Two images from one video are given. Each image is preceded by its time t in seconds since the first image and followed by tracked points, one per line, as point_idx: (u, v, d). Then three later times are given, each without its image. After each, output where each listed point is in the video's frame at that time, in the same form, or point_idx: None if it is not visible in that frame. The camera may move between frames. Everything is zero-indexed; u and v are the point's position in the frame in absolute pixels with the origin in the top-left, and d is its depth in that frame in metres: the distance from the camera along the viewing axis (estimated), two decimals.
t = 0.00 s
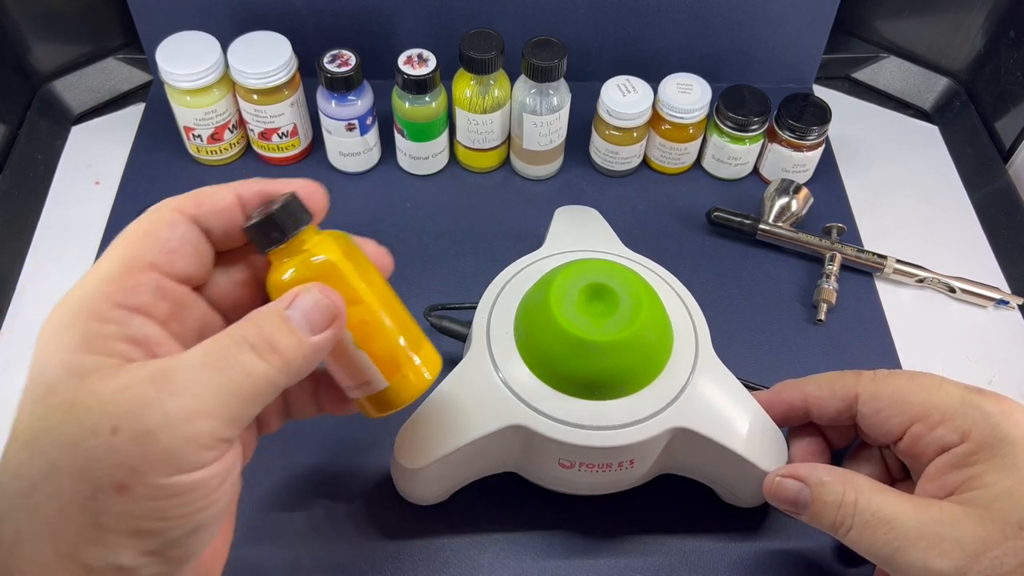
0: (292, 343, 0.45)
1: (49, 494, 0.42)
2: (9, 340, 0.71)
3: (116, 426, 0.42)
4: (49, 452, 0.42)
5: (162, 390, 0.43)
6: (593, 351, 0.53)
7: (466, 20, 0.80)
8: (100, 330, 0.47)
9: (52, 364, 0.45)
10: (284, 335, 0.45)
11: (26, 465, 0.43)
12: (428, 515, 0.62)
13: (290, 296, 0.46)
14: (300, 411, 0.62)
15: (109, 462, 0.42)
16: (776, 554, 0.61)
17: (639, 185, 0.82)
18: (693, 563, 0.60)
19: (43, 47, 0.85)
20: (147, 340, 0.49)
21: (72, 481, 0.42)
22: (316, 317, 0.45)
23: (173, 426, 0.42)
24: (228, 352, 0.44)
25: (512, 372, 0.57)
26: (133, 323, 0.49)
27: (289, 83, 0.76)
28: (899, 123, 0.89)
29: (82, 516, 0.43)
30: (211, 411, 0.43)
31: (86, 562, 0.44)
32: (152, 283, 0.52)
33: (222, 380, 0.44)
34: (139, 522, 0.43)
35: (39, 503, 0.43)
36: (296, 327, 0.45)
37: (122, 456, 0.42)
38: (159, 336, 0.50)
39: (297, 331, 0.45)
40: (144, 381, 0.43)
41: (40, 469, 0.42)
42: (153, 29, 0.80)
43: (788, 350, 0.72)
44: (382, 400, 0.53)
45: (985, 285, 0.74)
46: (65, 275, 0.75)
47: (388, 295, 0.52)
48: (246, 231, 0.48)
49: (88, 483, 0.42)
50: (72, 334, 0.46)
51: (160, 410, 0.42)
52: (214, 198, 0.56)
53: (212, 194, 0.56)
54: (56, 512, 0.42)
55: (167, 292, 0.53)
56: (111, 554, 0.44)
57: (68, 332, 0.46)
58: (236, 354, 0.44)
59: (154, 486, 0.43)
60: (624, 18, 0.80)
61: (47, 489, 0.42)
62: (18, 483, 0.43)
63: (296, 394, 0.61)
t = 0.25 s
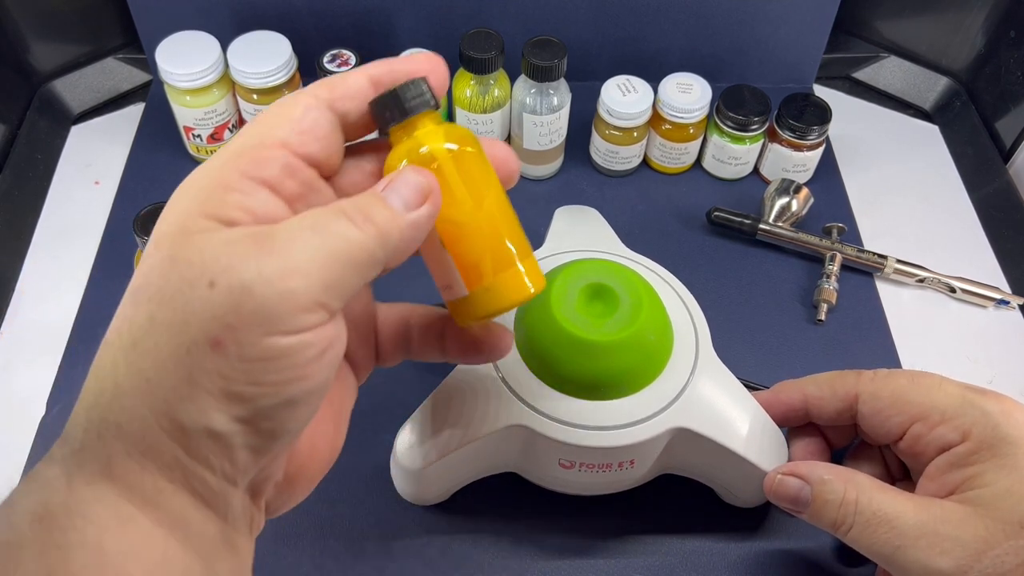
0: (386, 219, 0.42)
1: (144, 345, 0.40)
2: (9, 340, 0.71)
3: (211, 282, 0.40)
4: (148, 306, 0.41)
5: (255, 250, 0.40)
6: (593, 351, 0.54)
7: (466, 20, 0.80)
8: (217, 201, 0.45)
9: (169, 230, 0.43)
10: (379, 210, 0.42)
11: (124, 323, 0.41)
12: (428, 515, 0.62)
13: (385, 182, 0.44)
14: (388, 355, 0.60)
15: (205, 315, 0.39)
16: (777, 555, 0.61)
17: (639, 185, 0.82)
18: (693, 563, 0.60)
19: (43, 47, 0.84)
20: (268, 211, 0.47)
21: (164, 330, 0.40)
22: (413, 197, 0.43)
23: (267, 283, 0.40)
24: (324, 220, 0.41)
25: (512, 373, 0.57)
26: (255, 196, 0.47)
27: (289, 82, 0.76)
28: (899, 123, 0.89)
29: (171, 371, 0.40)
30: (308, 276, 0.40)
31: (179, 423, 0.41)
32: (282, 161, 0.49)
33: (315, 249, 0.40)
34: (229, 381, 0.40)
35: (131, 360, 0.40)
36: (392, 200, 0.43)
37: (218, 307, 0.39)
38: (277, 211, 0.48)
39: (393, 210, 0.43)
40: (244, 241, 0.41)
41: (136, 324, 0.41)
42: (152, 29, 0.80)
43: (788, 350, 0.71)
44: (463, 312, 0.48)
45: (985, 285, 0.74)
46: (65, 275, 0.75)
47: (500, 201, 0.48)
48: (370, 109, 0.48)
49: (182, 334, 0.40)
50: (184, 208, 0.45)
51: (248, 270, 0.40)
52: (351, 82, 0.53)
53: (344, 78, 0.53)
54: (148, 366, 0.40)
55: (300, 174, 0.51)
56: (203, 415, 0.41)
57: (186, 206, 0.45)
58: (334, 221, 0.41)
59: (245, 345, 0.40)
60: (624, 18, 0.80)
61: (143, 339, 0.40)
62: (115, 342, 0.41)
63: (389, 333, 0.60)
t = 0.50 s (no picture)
0: (447, 200, 0.43)
1: (216, 309, 0.42)
2: (7, 340, 0.70)
3: (281, 249, 0.41)
4: (222, 270, 0.43)
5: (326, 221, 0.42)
6: (593, 351, 0.54)
7: (466, 19, 0.79)
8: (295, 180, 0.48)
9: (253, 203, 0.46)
10: (441, 188, 0.43)
11: (200, 284, 0.43)
12: (428, 517, 0.61)
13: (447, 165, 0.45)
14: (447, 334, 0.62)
15: (274, 277, 0.41)
16: (778, 556, 0.60)
17: (640, 184, 0.82)
18: (694, 564, 0.60)
19: (42, 47, 0.84)
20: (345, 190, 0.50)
21: (236, 296, 0.42)
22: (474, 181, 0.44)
23: (334, 250, 0.41)
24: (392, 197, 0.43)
25: (513, 373, 0.57)
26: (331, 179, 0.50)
27: (289, 82, 0.76)
28: (900, 124, 0.88)
29: (242, 335, 0.42)
30: (372, 246, 0.42)
31: (250, 382, 0.42)
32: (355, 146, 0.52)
33: (379, 223, 0.42)
34: (296, 346, 0.42)
35: (206, 323, 0.42)
36: (456, 180, 0.44)
37: (287, 271, 0.41)
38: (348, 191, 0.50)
39: (455, 191, 0.43)
40: (315, 212, 0.42)
41: (210, 287, 0.43)
42: (152, 28, 0.79)
43: (789, 350, 0.71)
44: (514, 298, 0.47)
45: (986, 285, 0.74)
46: (64, 275, 0.74)
47: (561, 190, 0.48)
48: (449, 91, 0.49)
49: (252, 299, 0.41)
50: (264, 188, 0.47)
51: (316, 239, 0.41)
52: (424, 62, 0.55)
53: (420, 59, 0.55)
54: (221, 330, 0.42)
55: (372, 155, 0.53)
56: (272, 376, 0.42)
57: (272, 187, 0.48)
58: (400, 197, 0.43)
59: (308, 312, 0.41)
60: (625, 17, 0.80)
61: (217, 304, 0.42)
62: (191, 302, 0.43)
63: (448, 315, 0.61)
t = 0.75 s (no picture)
0: (451, 204, 0.43)
1: (225, 311, 0.42)
2: (7, 340, 0.70)
3: (290, 252, 0.41)
4: (230, 273, 0.43)
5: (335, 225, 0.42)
6: (594, 351, 0.54)
7: (466, 19, 0.79)
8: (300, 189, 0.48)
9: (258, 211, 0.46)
10: (446, 193, 0.43)
11: (208, 287, 0.43)
12: (427, 517, 0.61)
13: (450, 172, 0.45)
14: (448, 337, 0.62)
15: (284, 279, 0.41)
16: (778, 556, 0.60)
17: (640, 184, 0.82)
18: (694, 564, 0.60)
19: (42, 47, 0.84)
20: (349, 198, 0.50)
21: (246, 297, 0.42)
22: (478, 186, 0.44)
23: (342, 255, 0.41)
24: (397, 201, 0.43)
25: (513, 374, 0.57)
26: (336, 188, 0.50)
27: (288, 82, 0.76)
28: (900, 123, 0.88)
29: (251, 336, 0.42)
30: (379, 250, 0.42)
31: (257, 384, 0.43)
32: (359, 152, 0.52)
33: (386, 228, 0.42)
34: (302, 348, 0.42)
35: (215, 325, 0.42)
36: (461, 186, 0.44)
37: (297, 274, 0.41)
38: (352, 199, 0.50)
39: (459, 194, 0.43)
40: (323, 216, 0.43)
41: (218, 289, 0.43)
42: (151, 28, 0.79)
43: (789, 350, 0.71)
44: (518, 299, 0.48)
45: (987, 285, 0.74)
46: (64, 275, 0.74)
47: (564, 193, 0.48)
48: (450, 95, 0.49)
49: (262, 301, 0.42)
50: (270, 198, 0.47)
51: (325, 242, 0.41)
52: (427, 66, 0.54)
53: (423, 62, 0.54)
54: (229, 332, 0.42)
55: (374, 160, 0.53)
56: (281, 378, 0.43)
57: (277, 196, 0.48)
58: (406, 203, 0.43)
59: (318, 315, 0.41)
60: (624, 16, 0.80)
61: (226, 306, 0.42)
62: (199, 304, 0.43)
63: (449, 316, 0.61)
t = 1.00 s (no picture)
0: (457, 214, 0.43)
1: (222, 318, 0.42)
2: (7, 340, 0.70)
3: (291, 259, 0.41)
4: (228, 280, 0.43)
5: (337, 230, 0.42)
6: (594, 351, 0.54)
7: (466, 18, 0.79)
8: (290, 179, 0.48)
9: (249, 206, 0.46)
10: (449, 199, 0.43)
11: (206, 291, 0.43)
12: (426, 517, 0.61)
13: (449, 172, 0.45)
14: (431, 334, 0.63)
15: (284, 287, 0.41)
16: (777, 556, 0.60)
17: (640, 184, 0.82)
18: (693, 564, 0.60)
19: (42, 47, 0.84)
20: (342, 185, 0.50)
21: (244, 304, 0.42)
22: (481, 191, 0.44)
23: (347, 264, 0.41)
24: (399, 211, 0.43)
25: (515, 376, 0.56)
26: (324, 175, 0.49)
27: (288, 82, 0.76)
28: (900, 124, 0.88)
29: (250, 344, 0.42)
30: (383, 257, 0.42)
31: (258, 392, 0.43)
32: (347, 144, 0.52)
33: (391, 235, 0.42)
34: (306, 357, 0.42)
35: (213, 331, 0.42)
36: (461, 190, 0.44)
37: (298, 282, 0.41)
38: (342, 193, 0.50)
39: (463, 204, 0.43)
40: (325, 220, 0.42)
41: (217, 294, 0.43)
42: (151, 28, 0.79)
43: (789, 350, 0.71)
44: (520, 300, 0.48)
45: (987, 285, 0.74)
46: (64, 275, 0.74)
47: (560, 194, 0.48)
48: (438, 99, 0.49)
49: (262, 309, 0.41)
50: (260, 190, 0.46)
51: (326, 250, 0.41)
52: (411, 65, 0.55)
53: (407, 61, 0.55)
54: (228, 339, 0.42)
55: (359, 157, 0.53)
56: (282, 386, 0.43)
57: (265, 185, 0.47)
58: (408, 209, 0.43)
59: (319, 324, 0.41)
60: (624, 17, 0.80)
61: (223, 312, 0.42)
62: (197, 311, 0.43)
63: (433, 316, 0.62)
